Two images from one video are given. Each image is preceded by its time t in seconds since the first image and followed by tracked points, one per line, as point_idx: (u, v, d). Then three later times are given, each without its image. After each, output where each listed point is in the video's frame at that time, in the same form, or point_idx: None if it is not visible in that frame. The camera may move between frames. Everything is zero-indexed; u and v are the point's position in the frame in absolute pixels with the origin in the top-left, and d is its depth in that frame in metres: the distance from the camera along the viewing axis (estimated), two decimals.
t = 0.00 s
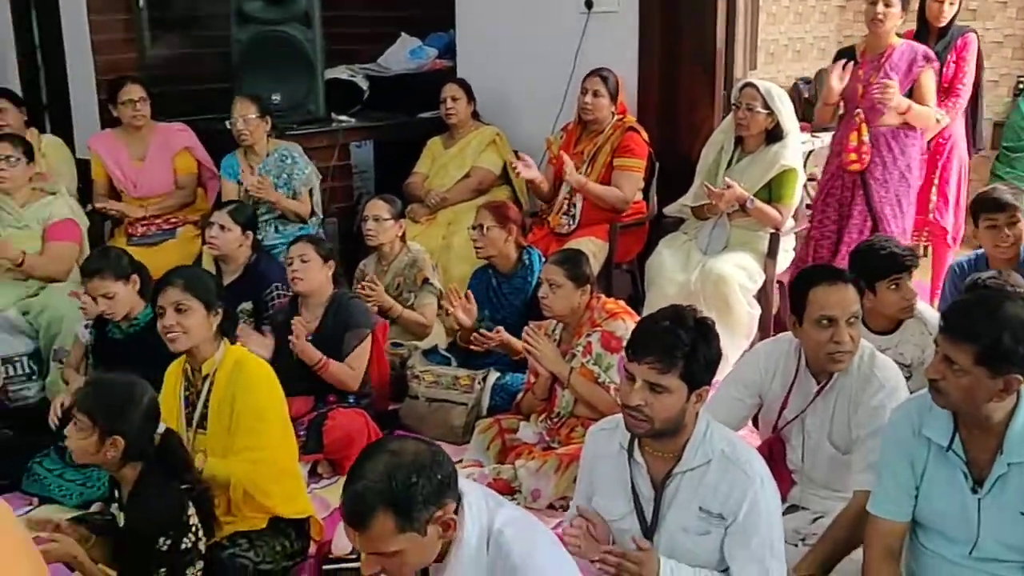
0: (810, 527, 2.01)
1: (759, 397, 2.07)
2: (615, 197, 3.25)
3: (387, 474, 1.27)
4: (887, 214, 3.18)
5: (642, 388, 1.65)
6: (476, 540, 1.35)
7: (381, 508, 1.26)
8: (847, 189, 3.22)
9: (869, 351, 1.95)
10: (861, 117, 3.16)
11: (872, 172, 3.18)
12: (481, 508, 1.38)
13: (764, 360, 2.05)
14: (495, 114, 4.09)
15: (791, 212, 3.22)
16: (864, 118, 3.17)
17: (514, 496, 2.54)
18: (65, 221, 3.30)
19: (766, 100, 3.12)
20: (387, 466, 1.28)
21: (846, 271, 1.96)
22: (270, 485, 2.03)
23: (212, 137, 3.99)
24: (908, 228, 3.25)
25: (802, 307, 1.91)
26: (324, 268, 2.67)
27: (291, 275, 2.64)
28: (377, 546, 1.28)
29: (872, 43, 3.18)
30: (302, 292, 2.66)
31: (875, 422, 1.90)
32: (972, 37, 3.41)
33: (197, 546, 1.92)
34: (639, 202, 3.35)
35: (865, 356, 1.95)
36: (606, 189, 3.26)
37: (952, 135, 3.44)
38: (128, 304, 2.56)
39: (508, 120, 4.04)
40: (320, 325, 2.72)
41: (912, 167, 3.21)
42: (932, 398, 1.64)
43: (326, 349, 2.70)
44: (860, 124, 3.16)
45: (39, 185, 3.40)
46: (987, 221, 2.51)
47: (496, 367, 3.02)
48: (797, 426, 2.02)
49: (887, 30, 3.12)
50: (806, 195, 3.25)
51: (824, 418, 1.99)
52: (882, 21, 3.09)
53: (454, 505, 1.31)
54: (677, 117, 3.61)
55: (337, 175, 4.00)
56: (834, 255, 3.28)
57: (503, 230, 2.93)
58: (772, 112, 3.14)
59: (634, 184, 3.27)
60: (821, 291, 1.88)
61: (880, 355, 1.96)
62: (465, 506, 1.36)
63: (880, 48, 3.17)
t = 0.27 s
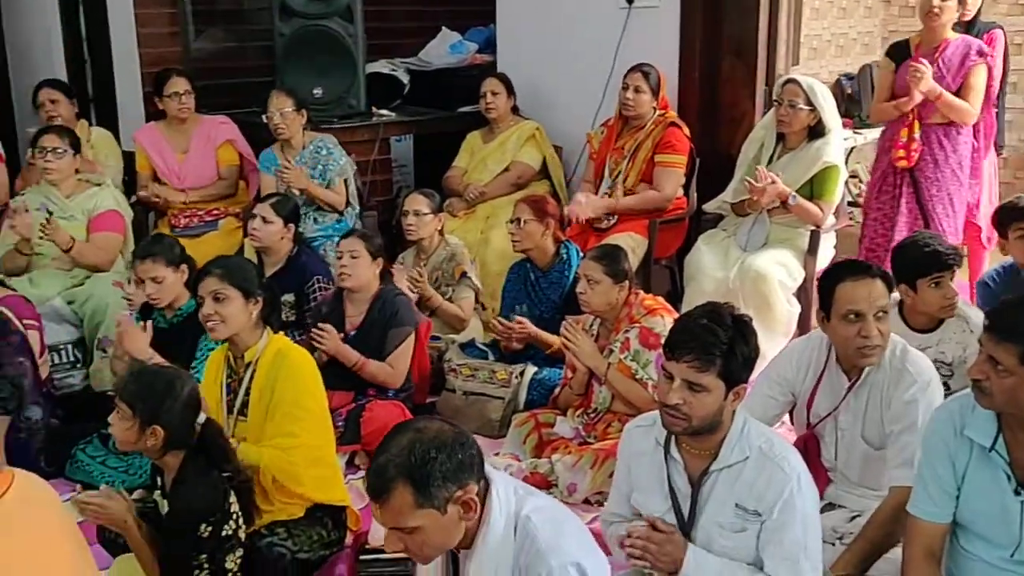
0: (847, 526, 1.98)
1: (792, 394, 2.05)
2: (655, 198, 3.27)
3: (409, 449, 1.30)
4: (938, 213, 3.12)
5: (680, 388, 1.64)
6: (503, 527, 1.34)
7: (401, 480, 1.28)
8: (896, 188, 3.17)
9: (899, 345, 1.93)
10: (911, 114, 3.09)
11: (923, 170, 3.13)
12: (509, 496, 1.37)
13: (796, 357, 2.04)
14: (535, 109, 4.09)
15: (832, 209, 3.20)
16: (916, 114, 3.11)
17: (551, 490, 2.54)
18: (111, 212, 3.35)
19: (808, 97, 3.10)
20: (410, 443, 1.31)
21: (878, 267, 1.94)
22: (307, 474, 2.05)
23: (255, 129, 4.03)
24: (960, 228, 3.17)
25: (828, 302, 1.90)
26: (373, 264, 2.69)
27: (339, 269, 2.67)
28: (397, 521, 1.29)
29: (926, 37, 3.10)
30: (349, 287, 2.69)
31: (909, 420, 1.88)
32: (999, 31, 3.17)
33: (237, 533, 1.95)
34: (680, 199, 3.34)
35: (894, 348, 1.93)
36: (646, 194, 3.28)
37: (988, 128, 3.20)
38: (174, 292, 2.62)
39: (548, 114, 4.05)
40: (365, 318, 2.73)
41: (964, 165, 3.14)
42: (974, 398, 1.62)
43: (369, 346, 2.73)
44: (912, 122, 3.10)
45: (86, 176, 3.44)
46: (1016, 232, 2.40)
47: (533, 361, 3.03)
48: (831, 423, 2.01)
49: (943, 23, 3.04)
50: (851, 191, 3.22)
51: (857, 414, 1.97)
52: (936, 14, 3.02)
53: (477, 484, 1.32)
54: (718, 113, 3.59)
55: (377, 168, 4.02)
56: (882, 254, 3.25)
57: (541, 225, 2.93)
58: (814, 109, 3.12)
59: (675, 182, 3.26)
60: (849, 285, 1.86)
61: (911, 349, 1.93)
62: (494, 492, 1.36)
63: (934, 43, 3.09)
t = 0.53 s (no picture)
0: (879, 527, 1.97)
1: (822, 394, 2.04)
2: (686, 195, 3.25)
3: (421, 436, 1.31)
4: (977, 213, 3.08)
5: (713, 394, 1.63)
6: (518, 519, 1.35)
7: (416, 466, 1.28)
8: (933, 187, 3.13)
9: (929, 344, 1.91)
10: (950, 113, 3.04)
11: (960, 169, 3.09)
12: (523, 488, 1.37)
13: (826, 356, 2.03)
14: (569, 106, 4.09)
15: (868, 209, 3.17)
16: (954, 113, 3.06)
17: (581, 487, 2.55)
18: (148, 206, 3.38)
19: (844, 95, 3.08)
20: (421, 431, 1.32)
21: (910, 266, 1.92)
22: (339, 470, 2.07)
23: (290, 125, 4.06)
24: (998, 229, 3.14)
25: (856, 300, 1.89)
26: (412, 264, 2.72)
27: (379, 268, 2.70)
28: (415, 509, 1.29)
29: (963, 36, 3.06)
30: (386, 286, 2.71)
31: (941, 420, 1.86)
32: None
33: (270, 525, 1.97)
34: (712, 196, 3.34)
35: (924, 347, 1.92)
36: (679, 187, 3.26)
37: None
38: (207, 282, 2.66)
39: (581, 112, 4.05)
40: (401, 317, 2.74)
41: (1002, 165, 3.11)
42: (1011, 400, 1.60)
43: (408, 349, 2.74)
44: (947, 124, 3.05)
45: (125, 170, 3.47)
46: None
47: (564, 359, 3.04)
48: (862, 423, 2.00)
49: (980, 21, 3.01)
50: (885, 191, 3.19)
51: (888, 414, 1.96)
52: (975, 13, 2.98)
53: (489, 469, 1.33)
54: (752, 110, 3.57)
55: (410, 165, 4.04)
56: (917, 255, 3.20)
57: (574, 222, 2.94)
58: (850, 107, 3.09)
59: (708, 178, 3.25)
60: (878, 284, 1.85)
61: (942, 348, 1.91)
62: (507, 484, 1.36)
63: (972, 41, 3.05)
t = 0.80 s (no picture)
0: (907, 531, 1.96)
1: (854, 396, 2.03)
2: (714, 195, 3.24)
3: (443, 415, 1.33)
4: (994, 213, 3.01)
5: (741, 400, 1.62)
6: (533, 508, 1.35)
7: (438, 444, 1.30)
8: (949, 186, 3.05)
9: (968, 350, 1.90)
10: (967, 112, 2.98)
11: (977, 168, 3.02)
12: (540, 478, 1.38)
13: (858, 358, 2.02)
14: (597, 106, 4.09)
15: (897, 210, 3.15)
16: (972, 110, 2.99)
17: (606, 487, 2.55)
18: (178, 203, 3.41)
19: (875, 96, 3.05)
20: (443, 412, 1.34)
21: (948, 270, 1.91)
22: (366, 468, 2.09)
23: (319, 123, 4.08)
24: (1016, 228, 3.07)
25: (894, 306, 1.87)
26: (439, 263, 2.74)
27: (406, 263, 2.72)
28: (434, 486, 1.30)
29: (983, 31, 2.97)
30: (413, 282, 2.74)
31: (978, 427, 1.85)
32: None
33: (296, 520, 2.01)
34: (741, 196, 3.31)
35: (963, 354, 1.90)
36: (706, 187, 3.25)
37: None
38: (238, 273, 2.68)
39: (609, 112, 4.04)
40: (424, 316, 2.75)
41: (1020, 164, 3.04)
42: None
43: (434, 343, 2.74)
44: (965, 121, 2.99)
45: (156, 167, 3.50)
46: None
47: (591, 358, 3.04)
48: (894, 426, 1.98)
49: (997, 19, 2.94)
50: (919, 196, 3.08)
51: (921, 419, 1.94)
52: (992, 9, 2.91)
53: (507, 452, 1.34)
54: (781, 111, 3.55)
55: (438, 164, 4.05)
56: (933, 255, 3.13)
57: (601, 221, 2.94)
58: (881, 108, 3.07)
59: (736, 178, 3.23)
60: (917, 288, 1.83)
61: (981, 355, 1.90)
62: (524, 475, 1.37)
63: (990, 37, 2.96)
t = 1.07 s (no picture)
0: (941, 540, 1.94)
1: (891, 403, 2.01)
2: (747, 199, 3.23)
3: (468, 392, 1.40)
4: (995, 213, 3.24)
5: (772, 413, 1.62)
6: (552, 501, 1.37)
7: (456, 415, 1.37)
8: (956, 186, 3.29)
9: (1013, 361, 1.87)
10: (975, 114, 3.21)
11: (981, 169, 3.24)
12: (560, 473, 1.39)
13: (897, 364, 2.00)
14: (629, 108, 4.09)
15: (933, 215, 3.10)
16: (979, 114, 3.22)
17: (635, 489, 2.55)
18: (213, 202, 3.45)
19: (911, 99, 3.03)
20: (468, 392, 1.41)
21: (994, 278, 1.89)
22: (404, 468, 2.12)
23: (352, 123, 4.11)
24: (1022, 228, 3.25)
25: (941, 313, 1.85)
26: (460, 258, 2.75)
27: (429, 260, 2.74)
28: (446, 456, 1.35)
29: (997, 37, 3.19)
30: (436, 278, 2.76)
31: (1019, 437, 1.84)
32: None
33: (329, 516, 2.01)
34: (773, 200, 3.30)
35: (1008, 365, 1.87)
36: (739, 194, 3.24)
37: None
38: (270, 274, 2.71)
39: (641, 113, 4.04)
40: (446, 313, 2.78)
41: None
42: None
43: (450, 337, 2.76)
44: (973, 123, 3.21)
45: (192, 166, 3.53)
46: None
47: (621, 359, 3.03)
48: (932, 434, 1.97)
49: (1010, 26, 3.15)
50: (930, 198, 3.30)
51: (961, 428, 1.93)
52: (1004, 16, 3.12)
53: (524, 439, 1.37)
54: (815, 114, 3.53)
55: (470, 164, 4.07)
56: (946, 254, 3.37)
57: (633, 223, 2.93)
58: (918, 111, 3.05)
59: (769, 182, 3.22)
60: (965, 297, 1.81)
61: None
62: (543, 468, 1.39)
63: (1003, 42, 3.19)
